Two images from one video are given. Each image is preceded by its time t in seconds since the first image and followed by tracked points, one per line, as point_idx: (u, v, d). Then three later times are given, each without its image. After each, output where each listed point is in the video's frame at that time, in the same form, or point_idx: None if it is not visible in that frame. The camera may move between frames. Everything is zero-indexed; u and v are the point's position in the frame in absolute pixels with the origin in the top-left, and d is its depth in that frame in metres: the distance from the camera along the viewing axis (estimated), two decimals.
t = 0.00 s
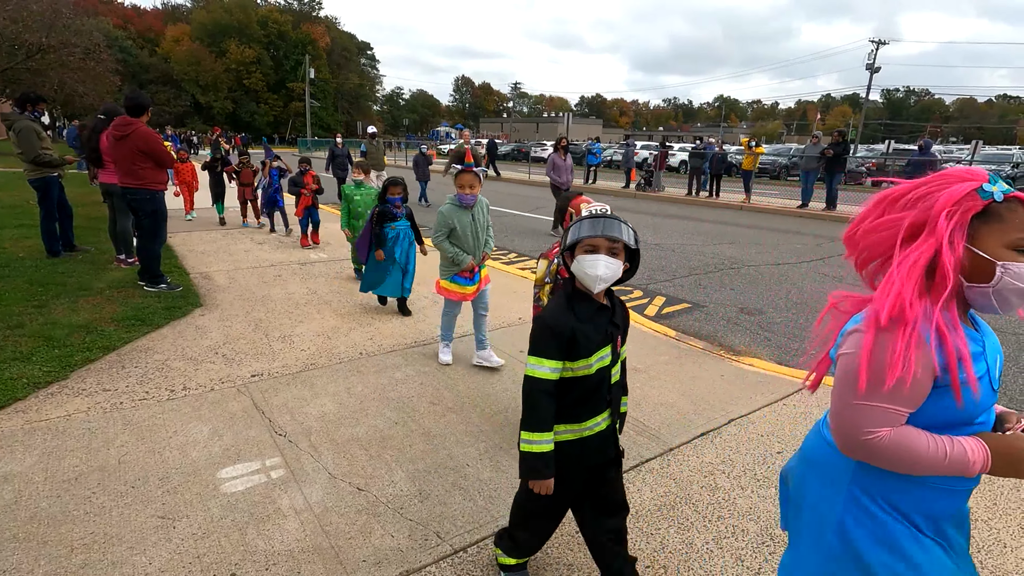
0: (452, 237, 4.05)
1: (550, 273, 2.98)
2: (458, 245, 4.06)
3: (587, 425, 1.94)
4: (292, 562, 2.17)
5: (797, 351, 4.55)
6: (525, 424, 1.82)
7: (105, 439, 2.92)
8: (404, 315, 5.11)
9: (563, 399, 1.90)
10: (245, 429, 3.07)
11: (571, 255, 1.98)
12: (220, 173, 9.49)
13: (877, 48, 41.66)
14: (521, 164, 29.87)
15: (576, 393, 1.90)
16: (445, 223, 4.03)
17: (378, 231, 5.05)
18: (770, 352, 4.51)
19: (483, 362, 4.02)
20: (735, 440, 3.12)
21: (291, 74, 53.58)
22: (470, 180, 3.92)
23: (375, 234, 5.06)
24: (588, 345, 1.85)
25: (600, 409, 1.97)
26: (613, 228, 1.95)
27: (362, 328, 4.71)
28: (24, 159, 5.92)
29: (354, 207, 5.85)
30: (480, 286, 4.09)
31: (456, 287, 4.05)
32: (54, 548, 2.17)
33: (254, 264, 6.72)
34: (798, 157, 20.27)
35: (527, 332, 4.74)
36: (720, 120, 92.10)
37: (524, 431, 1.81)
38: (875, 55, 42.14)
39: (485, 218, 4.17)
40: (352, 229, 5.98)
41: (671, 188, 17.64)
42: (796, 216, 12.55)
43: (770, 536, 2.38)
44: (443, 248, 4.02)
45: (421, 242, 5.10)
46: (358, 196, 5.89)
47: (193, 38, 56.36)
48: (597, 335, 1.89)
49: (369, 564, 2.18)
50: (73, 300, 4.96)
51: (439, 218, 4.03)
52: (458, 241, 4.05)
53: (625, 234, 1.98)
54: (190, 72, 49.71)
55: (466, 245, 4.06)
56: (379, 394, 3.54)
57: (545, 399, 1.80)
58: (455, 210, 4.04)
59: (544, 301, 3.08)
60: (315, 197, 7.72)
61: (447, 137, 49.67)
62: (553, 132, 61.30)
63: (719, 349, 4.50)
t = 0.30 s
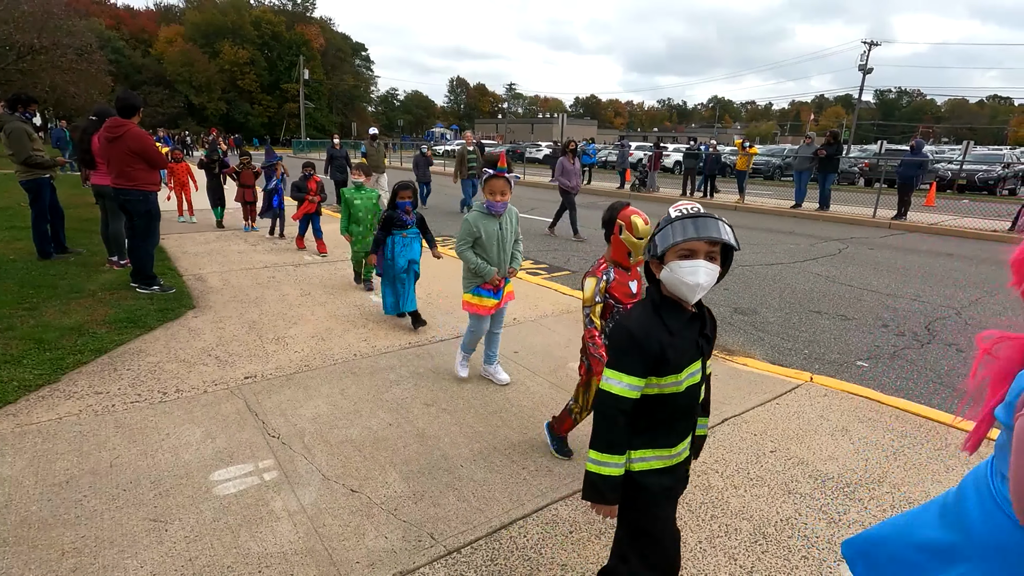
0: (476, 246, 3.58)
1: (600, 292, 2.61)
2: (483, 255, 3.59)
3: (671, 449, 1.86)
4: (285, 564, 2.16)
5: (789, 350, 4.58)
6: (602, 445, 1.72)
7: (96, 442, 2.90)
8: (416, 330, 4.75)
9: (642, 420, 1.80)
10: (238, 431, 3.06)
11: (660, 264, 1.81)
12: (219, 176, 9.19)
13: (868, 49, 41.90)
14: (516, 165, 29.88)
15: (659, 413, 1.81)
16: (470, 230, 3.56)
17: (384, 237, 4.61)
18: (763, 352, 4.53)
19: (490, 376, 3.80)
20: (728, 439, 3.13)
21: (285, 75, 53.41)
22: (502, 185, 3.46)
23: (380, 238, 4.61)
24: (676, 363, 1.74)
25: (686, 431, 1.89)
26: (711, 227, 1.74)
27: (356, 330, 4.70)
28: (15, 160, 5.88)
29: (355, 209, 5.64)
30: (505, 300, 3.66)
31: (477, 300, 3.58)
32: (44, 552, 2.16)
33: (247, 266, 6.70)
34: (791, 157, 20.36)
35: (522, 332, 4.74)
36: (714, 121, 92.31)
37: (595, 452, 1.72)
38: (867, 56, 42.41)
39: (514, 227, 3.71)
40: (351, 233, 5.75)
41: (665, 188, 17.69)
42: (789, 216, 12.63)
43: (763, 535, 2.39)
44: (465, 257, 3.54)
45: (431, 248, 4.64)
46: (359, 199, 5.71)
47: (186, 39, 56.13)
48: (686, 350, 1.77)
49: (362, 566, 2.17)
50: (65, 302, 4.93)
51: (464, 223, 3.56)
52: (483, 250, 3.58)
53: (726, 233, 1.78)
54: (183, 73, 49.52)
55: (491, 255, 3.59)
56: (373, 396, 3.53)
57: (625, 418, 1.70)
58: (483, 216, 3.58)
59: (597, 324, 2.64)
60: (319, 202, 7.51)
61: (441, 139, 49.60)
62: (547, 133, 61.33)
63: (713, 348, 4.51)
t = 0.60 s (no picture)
0: (498, 261, 3.20)
1: (641, 307, 2.29)
2: (506, 270, 3.21)
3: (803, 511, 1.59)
4: (279, 564, 2.16)
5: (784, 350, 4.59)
6: (727, 522, 1.51)
7: (90, 443, 2.89)
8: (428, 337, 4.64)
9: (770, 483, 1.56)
10: (233, 433, 3.05)
11: (764, 296, 1.55)
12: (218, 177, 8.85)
13: (862, 51, 42.16)
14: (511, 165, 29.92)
15: (786, 471, 1.55)
16: (491, 243, 3.18)
17: (393, 241, 4.43)
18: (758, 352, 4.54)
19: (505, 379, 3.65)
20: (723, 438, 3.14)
21: (280, 76, 53.26)
22: (525, 194, 3.14)
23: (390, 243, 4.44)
24: (803, 411, 1.50)
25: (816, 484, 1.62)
26: (824, 252, 1.50)
27: (351, 330, 4.69)
28: (7, 161, 5.84)
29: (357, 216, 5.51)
30: (530, 320, 3.29)
31: (500, 319, 3.22)
32: (38, 554, 2.15)
33: (242, 267, 6.68)
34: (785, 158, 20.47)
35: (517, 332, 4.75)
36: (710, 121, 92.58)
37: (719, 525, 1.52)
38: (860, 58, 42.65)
39: (538, 239, 3.34)
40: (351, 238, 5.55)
41: (660, 189, 17.76)
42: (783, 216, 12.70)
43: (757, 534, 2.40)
44: (487, 273, 3.17)
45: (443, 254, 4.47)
46: (360, 205, 5.57)
47: (180, 39, 55.96)
48: (808, 395, 1.52)
49: (357, 566, 2.17)
50: (57, 304, 4.90)
51: (484, 236, 3.20)
52: (505, 265, 3.20)
53: (848, 257, 1.50)
54: (177, 74, 49.32)
55: (515, 270, 3.21)
56: (368, 396, 3.54)
57: (750, 488, 1.49)
58: (505, 227, 3.21)
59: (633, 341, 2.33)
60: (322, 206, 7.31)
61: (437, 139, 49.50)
62: (543, 134, 61.40)
63: (708, 348, 4.53)
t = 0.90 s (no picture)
0: (537, 274, 2.96)
1: (706, 333, 2.00)
2: (545, 285, 2.98)
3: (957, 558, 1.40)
4: (273, 566, 2.16)
5: (777, 350, 4.61)
6: None
7: (82, 445, 2.88)
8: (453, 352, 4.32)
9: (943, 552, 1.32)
10: (226, 434, 3.04)
11: (935, 334, 1.26)
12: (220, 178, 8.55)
13: (856, 52, 42.31)
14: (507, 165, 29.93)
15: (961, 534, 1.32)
16: (533, 255, 2.90)
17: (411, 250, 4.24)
18: (752, 352, 4.56)
19: (562, 434, 3.11)
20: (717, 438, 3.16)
21: (275, 76, 53.11)
22: (567, 206, 2.92)
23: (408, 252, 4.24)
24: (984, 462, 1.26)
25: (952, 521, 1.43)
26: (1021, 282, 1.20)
27: (346, 331, 4.69)
28: None
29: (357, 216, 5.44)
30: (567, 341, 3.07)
31: (536, 338, 3.01)
32: (29, 557, 2.14)
33: (236, 268, 6.66)
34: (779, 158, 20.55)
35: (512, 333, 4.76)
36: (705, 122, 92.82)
37: None
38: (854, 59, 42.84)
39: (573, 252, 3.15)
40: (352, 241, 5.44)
41: (656, 189, 17.81)
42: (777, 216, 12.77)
43: (750, 533, 2.41)
44: (529, 289, 2.89)
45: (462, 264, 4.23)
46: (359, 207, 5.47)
47: (174, 39, 55.71)
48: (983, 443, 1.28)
49: (352, 567, 2.17)
50: (50, 305, 4.87)
51: (527, 247, 2.91)
52: (546, 280, 2.97)
53: None
54: (171, 74, 49.11)
55: (554, 288, 3.00)
56: (363, 397, 3.53)
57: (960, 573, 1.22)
58: (546, 239, 2.96)
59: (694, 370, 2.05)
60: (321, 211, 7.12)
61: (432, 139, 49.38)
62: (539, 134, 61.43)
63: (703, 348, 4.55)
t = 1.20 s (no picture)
0: (576, 282, 2.65)
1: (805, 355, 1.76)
2: (584, 294, 2.66)
3: None
4: (269, 567, 2.15)
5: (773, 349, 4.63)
6: None
7: (76, 447, 2.86)
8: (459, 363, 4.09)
9: None
10: (222, 436, 3.03)
11: None
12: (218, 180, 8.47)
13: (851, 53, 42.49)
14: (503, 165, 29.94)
15: None
16: (571, 260, 2.62)
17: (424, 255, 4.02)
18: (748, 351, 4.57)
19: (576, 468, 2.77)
20: (713, 437, 3.17)
21: (270, 76, 52.97)
22: (613, 207, 2.60)
23: (419, 256, 4.03)
24: None
25: None
26: None
27: (342, 332, 4.68)
28: None
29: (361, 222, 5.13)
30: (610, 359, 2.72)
31: (575, 354, 2.67)
32: (22, 560, 2.12)
33: (232, 269, 6.64)
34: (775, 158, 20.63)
35: (508, 333, 4.76)
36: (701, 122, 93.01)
37: None
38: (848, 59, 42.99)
39: (622, 262, 2.81)
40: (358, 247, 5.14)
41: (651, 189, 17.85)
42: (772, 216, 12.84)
43: (746, 532, 2.42)
44: (564, 295, 2.59)
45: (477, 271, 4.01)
46: (363, 211, 5.19)
47: (169, 40, 55.52)
48: None
49: (348, 568, 2.17)
50: (44, 307, 4.84)
51: (565, 251, 2.62)
52: (585, 288, 2.65)
53: None
54: (166, 74, 48.92)
55: (596, 297, 2.66)
56: (359, 397, 3.53)
57: None
58: (589, 244, 2.66)
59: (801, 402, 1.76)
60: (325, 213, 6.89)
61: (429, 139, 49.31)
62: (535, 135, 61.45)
63: (699, 348, 4.56)
